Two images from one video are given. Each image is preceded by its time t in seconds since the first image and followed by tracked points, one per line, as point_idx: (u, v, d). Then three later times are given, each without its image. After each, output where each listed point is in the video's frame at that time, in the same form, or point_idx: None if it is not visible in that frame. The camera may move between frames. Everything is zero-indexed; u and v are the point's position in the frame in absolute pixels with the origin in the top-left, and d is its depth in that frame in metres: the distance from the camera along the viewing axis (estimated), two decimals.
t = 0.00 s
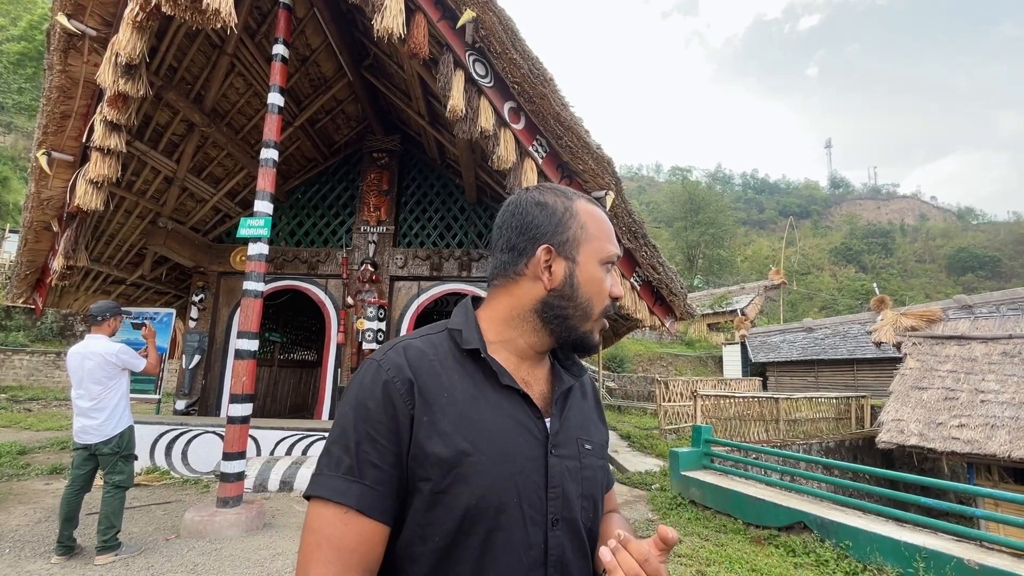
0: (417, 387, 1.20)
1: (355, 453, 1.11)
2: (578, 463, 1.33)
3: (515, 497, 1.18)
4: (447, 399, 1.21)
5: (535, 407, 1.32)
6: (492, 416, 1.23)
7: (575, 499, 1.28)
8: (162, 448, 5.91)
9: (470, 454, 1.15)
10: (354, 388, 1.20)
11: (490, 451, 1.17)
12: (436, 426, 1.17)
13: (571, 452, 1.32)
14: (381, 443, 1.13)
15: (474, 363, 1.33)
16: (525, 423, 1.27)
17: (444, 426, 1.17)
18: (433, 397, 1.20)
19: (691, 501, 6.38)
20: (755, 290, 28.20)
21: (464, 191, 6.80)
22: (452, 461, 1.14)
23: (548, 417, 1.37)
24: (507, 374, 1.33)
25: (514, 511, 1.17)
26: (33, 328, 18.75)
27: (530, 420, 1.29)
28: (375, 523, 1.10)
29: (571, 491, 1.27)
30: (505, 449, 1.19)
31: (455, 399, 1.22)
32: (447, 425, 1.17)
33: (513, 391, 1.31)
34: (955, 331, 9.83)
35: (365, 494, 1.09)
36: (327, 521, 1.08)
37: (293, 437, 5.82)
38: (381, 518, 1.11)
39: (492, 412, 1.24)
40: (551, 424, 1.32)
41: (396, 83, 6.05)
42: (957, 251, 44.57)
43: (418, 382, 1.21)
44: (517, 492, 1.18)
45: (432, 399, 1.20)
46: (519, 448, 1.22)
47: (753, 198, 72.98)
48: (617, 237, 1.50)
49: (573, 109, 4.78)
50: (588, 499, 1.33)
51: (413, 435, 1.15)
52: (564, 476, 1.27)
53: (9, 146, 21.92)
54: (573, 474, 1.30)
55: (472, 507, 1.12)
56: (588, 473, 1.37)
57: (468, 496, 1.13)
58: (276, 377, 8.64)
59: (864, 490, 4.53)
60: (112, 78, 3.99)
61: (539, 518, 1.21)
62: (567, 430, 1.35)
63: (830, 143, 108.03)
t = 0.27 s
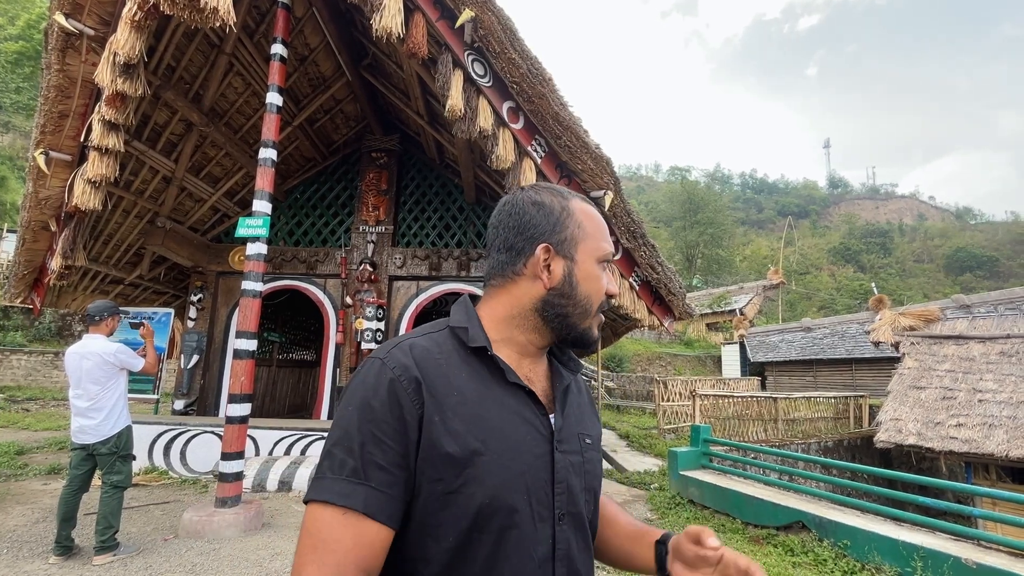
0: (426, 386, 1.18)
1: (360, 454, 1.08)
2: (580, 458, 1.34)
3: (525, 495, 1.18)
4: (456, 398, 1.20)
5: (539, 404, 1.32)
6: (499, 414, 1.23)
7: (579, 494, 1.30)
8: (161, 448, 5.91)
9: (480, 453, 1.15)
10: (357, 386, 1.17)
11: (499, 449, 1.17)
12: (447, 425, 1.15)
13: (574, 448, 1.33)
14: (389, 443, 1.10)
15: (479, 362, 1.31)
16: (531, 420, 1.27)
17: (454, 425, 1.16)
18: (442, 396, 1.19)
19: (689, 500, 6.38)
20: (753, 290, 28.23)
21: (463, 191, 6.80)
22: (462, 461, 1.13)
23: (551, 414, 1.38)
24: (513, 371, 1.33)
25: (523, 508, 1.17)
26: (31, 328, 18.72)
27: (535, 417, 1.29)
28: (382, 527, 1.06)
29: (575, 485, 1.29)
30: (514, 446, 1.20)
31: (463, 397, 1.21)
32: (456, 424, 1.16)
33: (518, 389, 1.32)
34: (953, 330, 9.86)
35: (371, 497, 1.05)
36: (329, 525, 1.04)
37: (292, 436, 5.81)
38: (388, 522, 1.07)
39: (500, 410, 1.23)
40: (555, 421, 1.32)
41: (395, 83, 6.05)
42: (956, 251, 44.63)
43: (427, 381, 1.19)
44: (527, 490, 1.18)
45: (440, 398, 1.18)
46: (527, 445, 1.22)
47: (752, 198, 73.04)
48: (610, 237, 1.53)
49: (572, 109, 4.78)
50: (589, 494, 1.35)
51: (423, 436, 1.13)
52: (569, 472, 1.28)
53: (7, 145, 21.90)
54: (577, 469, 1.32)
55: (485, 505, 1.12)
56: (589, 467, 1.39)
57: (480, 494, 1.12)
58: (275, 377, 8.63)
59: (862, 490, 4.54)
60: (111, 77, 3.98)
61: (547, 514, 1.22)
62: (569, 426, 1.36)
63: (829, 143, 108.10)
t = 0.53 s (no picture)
0: (433, 381, 1.18)
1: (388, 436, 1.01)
2: (575, 456, 1.36)
3: (526, 492, 1.19)
4: (461, 395, 1.20)
5: (538, 403, 1.34)
6: (501, 412, 1.23)
7: (575, 492, 1.32)
8: (160, 448, 5.90)
9: (486, 451, 1.16)
10: (368, 379, 1.13)
11: (502, 447, 1.18)
12: (454, 422, 1.15)
13: (569, 446, 1.34)
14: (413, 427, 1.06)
15: (479, 363, 1.31)
16: (530, 419, 1.28)
17: (460, 421, 1.16)
18: (450, 390, 1.19)
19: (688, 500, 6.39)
20: (753, 290, 28.26)
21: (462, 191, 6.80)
22: (470, 456, 1.14)
23: (547, 413, 1.40)
24: (512, 371, 1.34)
25: (524, 505, 1.17)
26: (30, 328, 18.71)
27: (533, 416, 1.30)
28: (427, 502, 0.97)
29: (572, 483, 1.31)
30: (515, 444, 1.21)
31: (468, 394, 1.21)
32: (464, 420, 1.16)
33: (518, 389, 1.32)
34: (951, 330, 9.88)
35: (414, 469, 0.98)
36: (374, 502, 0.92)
37: (291, 436, 5.81)
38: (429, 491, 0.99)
39: (502, 408, 1.24)
40: (552, 420, 1.34)
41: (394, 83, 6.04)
42: (955, 250, 44.69)
43: (434, 377, 1.19)
44: (528, 488, 1.19)
45: (447, 394, 1.18)
46: (528, 444, 1.23)
47: (752, 198, 73.10)
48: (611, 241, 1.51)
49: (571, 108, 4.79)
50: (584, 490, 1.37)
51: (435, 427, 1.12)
52: (567, 470, 1.30)
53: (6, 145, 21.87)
54: (573, 467, 1.34)
55: (488, 504, 1.13)
56: (584, 465, 1.41)
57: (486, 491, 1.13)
58: (274, 377, 8.63)
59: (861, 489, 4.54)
60: (109, 77, 3.97)
61: (546, 513, 1.23)
62: (564, 425, 1.37)
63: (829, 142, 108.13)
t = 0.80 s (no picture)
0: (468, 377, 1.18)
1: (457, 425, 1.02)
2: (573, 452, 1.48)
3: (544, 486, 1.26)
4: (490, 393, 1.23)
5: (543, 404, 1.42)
6: (519, 410, 1.29)
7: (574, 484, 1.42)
8: (159, 448, 5.90)
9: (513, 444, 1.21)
10: (409, 376, 1.10)
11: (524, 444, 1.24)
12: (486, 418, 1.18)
13: (569, 445, 1.46)
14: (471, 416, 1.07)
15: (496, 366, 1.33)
16: (540, 419, 1.36)
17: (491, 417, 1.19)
18: (481, 384, 1.21)
19: (687, 499, 6.39)
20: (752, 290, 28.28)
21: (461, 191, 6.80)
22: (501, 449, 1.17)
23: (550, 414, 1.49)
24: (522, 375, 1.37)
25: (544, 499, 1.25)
26: (29, 328, 18.69)
27: (541, 417, 1.38)
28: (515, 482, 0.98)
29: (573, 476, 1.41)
30: (534, 441, 1.28)
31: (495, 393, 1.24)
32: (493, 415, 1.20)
33: (530, 391, 1.39)
34: (950, 330, 9.88)
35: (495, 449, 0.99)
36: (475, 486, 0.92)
37: (290, 436, 5.80)
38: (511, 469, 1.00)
39: (520, 406, 1.30)
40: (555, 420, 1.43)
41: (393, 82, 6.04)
42: (954, 250, 44.72)
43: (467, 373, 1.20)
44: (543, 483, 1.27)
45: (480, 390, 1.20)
46: (542, 441, 1.30)
47: (751, 198, 73.12)
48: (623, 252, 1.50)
49: (570, 108, 4.79)
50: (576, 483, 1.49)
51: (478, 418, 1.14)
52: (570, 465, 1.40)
53: (4, 144, 21.82)
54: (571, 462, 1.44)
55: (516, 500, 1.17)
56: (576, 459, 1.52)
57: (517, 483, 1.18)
58: (273, 377, 8.63)
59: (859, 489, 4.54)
60: (107, 77, 3.96)
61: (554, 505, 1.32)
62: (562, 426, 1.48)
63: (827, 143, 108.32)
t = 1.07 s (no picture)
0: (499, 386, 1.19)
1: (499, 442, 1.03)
2: (581, 460, 1.48)
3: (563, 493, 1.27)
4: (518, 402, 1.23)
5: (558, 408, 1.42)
6: (541, 416, 1.30)
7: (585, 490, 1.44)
8: (158, 448, 5.90)
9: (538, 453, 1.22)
10: (447, 388, 1.08)
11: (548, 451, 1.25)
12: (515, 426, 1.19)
13: (578, 451, 1.46)
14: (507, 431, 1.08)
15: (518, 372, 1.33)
16: (555, 425, 1.36)
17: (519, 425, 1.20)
18: (509, 392, 1.22)
19: (687, 499, 6.39)
20: (751, 289, 28.29)
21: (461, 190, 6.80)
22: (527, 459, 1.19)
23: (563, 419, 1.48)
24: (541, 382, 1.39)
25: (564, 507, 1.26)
26: (28, 328, 18.69)
27: (556, 423, 1.39)
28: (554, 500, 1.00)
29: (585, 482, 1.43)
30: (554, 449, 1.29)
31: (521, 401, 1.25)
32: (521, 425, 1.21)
33: (546, 398, 1.40)
34: (950, 330, 9.89)
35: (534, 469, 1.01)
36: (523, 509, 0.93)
37: (290, 436, 5.80)
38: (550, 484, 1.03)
39: (541, 413, 1.31)
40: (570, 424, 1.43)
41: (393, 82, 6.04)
42: (953, 250, 44.72)
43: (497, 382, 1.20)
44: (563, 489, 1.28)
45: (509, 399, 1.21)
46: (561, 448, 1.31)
47: (751, 198, 73.14)
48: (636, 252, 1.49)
49: (569, 108, 4.79)
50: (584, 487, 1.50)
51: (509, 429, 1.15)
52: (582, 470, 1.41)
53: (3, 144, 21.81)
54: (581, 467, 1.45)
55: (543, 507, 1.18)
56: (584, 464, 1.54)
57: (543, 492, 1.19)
58: (273, 376, 8.62)
59: (859, 488, 4.54)
60: (107, 76, 3.96)
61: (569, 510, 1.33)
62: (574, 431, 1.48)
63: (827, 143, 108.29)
